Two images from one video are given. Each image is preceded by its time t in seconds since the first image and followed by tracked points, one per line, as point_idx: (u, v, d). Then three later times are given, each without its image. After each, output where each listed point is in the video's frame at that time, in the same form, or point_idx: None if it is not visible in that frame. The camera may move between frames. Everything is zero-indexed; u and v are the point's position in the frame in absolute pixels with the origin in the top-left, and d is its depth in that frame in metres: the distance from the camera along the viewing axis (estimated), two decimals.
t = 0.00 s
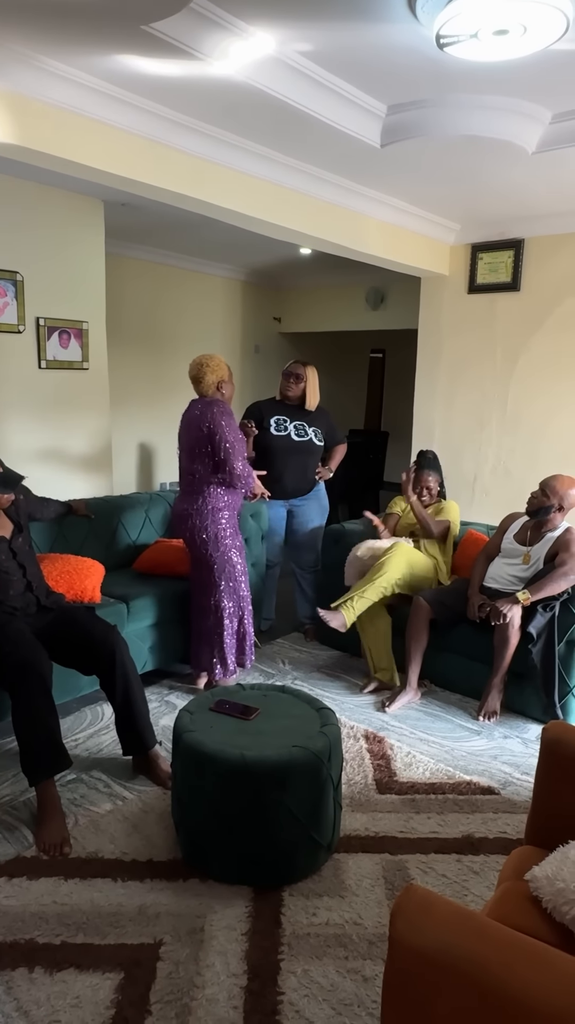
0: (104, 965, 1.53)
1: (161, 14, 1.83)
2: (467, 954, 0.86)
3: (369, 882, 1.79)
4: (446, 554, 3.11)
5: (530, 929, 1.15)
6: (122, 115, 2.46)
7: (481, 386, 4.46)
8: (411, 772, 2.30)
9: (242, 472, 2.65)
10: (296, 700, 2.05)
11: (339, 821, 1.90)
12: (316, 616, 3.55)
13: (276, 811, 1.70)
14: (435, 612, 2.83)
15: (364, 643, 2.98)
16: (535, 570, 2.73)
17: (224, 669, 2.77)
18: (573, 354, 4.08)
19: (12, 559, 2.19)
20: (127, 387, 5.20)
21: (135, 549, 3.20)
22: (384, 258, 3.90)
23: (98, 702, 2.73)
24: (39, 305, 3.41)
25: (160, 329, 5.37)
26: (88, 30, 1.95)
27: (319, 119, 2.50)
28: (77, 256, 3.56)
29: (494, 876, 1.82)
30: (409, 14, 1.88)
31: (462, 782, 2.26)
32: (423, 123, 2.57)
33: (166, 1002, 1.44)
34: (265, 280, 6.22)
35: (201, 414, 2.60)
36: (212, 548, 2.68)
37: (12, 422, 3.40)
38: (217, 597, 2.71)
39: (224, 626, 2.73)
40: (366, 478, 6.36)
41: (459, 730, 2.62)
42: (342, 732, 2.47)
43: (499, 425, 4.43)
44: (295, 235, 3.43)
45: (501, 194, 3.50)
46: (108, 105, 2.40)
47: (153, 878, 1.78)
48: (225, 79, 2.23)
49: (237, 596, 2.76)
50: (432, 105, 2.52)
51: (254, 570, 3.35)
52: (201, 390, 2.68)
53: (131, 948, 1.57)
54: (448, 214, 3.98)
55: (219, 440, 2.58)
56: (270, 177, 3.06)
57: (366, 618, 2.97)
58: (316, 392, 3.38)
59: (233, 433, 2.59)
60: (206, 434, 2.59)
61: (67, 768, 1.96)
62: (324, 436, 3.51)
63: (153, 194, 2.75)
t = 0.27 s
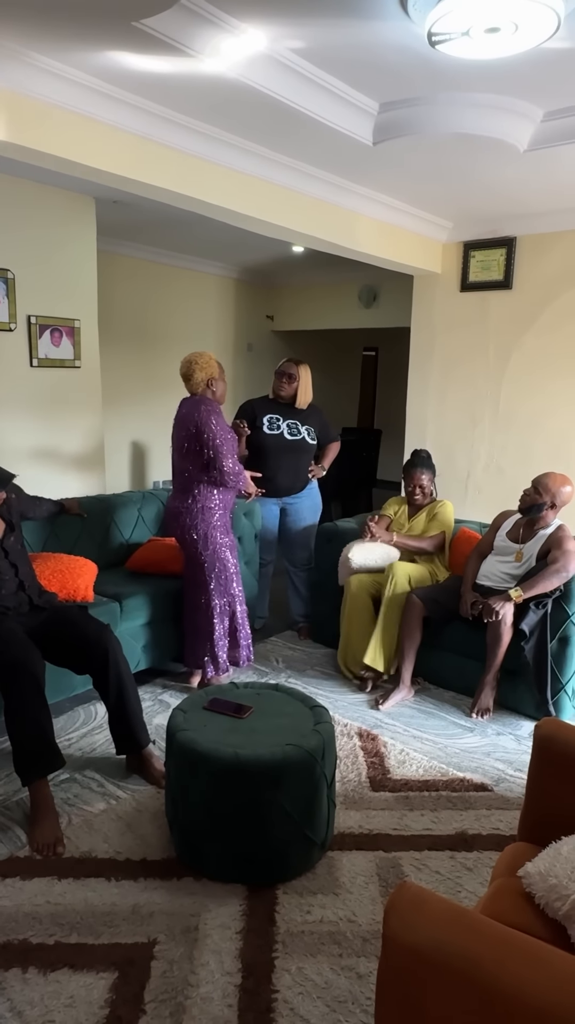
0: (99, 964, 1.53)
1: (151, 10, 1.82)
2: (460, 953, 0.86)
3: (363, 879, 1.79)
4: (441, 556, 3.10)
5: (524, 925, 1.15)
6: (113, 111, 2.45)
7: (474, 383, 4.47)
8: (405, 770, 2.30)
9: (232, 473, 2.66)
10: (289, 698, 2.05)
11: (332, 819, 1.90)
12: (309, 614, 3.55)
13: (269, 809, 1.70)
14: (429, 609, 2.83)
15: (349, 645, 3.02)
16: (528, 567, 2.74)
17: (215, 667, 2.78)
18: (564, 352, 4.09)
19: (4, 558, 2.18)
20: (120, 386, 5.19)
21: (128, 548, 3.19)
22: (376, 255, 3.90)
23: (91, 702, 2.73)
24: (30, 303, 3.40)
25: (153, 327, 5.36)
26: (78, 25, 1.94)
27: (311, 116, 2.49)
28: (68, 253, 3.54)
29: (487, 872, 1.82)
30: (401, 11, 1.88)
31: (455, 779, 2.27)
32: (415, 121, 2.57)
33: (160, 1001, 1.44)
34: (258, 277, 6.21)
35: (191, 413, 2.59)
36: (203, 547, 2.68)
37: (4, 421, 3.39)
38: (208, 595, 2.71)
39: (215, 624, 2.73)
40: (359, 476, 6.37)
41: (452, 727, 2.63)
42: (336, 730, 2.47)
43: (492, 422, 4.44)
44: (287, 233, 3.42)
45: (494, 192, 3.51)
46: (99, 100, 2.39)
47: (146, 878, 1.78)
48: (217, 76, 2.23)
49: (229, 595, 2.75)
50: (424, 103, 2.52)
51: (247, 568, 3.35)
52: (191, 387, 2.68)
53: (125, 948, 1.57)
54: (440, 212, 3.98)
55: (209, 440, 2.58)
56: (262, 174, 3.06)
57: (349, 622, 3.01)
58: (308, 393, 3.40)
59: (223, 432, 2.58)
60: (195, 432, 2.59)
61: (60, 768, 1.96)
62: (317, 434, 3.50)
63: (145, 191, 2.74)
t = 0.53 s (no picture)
0: (93, 965, 1.52)
1: (142, 8, 1.82)
2: (452, 951, 0.86)
3: (357, 878, 1.80)
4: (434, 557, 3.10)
5: (517, 923, 1.15)
6: (104, 109, 2.44)
7: (466, 382, 4.48)
8: (399, 768, 2.31)
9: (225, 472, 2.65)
10: (283, 697, 2.05)
11: (326, 818, 1.91)
12: (303, 613, 3.55)
13: (263, 809, 1.70)
14: (422, 608, 2.84)
15: (344, 647, 3.04)
16: (521, 566, 2.74)
17: (206, 667, 2.77)
18: (556, 351, 4.10)
19: None
20: (112, 385, 5.17)
21: (121, 548, 3.18)
22: (369, 254, 3.90)
23: (84, 702, 2.72)
24: (22, 302, 3.38)
25: (145, 326, 5.34)
26: (69, 21, 1.93)
27: (303, 115, 2.49)
28: (60, 252, 3.53)
29: (481, 870, 1.83)
30: (393, 9, 1.88)
31: (449, 777, 2.27)
32: (407, 120, 2.57)
33: (154, 1001, 1.44)
34: (251, 277, 6.21)
35: (183, 413, 2.59)
36: (195, 547, 2.68)
37: None
38: (200, 594, 2.71)
39: (206, 624, 2.73)
40: (352, 474, 6.37)
41: (446, 725, 2.63)
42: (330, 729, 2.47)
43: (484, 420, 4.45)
44: (279, 232, 3.42)
45: (485, 191, 3.51)
46: (89, 98, 2.38)
47: (140, 878, 1.78)
48: (208, 74, 2.22)
49: (221, 595, 2.75)
50: (415, 102, 2.52)
51: (241, 567, 3.35)
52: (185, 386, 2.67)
53: (119, 948, 1.56)
54: (432, 211, 3.99)
55: (200, 440, 2.57)
56: (254, 173, 3.05)
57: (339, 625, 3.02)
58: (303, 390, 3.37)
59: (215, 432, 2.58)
60: (187, 432, 2.58)
61: (53, 769, 1.95)
62: (310, 434, 3.50)
63: (137, 189, 2.74)
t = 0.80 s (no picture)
0: (87, 967, 1.52)
1: (134, 6, 1.81)
2: (445, 951, 0.86)
3: (352, 877, 1.80)
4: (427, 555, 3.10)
5: (512, 922, 1.16)
6: (96, 108, 2.43)
7: (459, 381, 4.48)
8: (393, 767, 2.31)
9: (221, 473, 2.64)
10: (277, 697, 2.05)
11: (321, 818, 1.91)
12: (297, 612, 3.55)
13: (257, 809, 1.70)
14: (416, 607, 2.84)
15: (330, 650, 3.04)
16: (514, 564, 2.75)
17: (200, 667, 2.77)
18: (549, 350, 4.12)
19: None
20: (105, 385, 5.16)
21: (115, 548, 3.18)
22: (362, 254, 3.90)
23: (78, 703, 2.71)
24: (14, 302, 3.37)
25: (138, 326, 5.33)
26: (61, 20, 1.92)
27: (295, 114, 2.49)
28: (52, 252, 3.52)
29: (475, 868, 1.83)
30: (385, 9, 1.88)
31: (443, 776, 2.28)
32: (399, 119, 2.57)
33: (149, 1002, 1.44)
34: (244, 276, 6.20)
35: (176, 414, 2.58)
36: (189, 547, 2.67)
37: None
38: (193, 595, 2.71)
39: (200, 624, 2.72)
40: (346, 474, 6.37)
41: (440, 724, 2.64)
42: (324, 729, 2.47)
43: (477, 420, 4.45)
44: (272, 232, 3.42)
45: (478, 191, 3.52)
46: (81, 97, 2.37)
47: (135, 879, 1.77)
48: (201, 73, 2.22)
49: (214, 595, 2.75)
50: (408, 102, 2.52)
51: (235, 567, 3.34)
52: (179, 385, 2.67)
53: (113, 950, 1.56)
54: (425, 210, 3.99)
55: (194, 440, 2.57)
56: (247, 173, 3.05)
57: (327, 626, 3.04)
58: (295, 391, 3.39)
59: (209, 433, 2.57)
60: (180, 433, 2.58)
61: (46, 770, 1.94)
62: (304, 433, 3.50)
63: (130, 189, 2.73)
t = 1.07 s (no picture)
0: (79, 970, 1.51)
1: (124, 5, 1.81)
2: (438, 952, 0.86)
3: (346, 878, 1.79)
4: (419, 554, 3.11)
5: (505, 922, 1.16)
6: (87, 108, 2.42)
7: (451, 381, 4.49)
8: (387, 767, 2.31)
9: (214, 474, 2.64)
10: (270, 698, 2.05)
11: (315, 819, 1.90)
12: (290, 612, 3.54)
13: (251, 810, 1.69)
14: (409, 607, 2.84)
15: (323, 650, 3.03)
16: (506, 564, 2.75)
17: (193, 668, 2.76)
18: (540, 350, 4.13)
19: None
20: (97, 385, 5.15)
21: (107, 549, 3.16)
22: (354, 254, 3.90)
23: (70, 705, 2.70)
24: (5, 303, 3.36)
25: (130, 326, 5.32)
26: (51, 19, 1.91)
27: (286, 114, 2.49)
28: (44, 252, 3.51)
29: (469, 868, 1.83)
30: (375, 9, 1.88)
31: (437, 775, 2.28)
32: (391, 120, 2.57)
33: (142, 1006, 1.43)
34: (236, 276, 6.20)
35: (170, 414, 2.57)
36: (182, 548, 2.67)
37: None
38: (187, 595, 2.70)
39: (193, 625, 2.72)
40: (339, 474, 6.37)
41: (433, 724, 2.64)
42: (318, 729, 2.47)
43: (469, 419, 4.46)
44: (264, 232, 3.42)
45: (469, 191, 3.53)
46: (72, 97, 2.36)
47: (128, 882, 1.77)
48: (192, 73, 2.21)
49: (207, 596, 2.74)
50: (399, 102, 2.52)
51: (227, 568, 3.34)
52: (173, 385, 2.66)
53: (106, 953, 1.55)
54: (416, 211, 4.00)
55: (187, 441, 2.56)
56: (239, 173, 3.05)
57: (319, 626, 3.03)
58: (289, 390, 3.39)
59: (202, 433, 2.56)
60: (174, 433, 2.57)
61: (38, 773, 1.93)
62: (296, 433, 3.50)
63: (121, 188, 2.72)
